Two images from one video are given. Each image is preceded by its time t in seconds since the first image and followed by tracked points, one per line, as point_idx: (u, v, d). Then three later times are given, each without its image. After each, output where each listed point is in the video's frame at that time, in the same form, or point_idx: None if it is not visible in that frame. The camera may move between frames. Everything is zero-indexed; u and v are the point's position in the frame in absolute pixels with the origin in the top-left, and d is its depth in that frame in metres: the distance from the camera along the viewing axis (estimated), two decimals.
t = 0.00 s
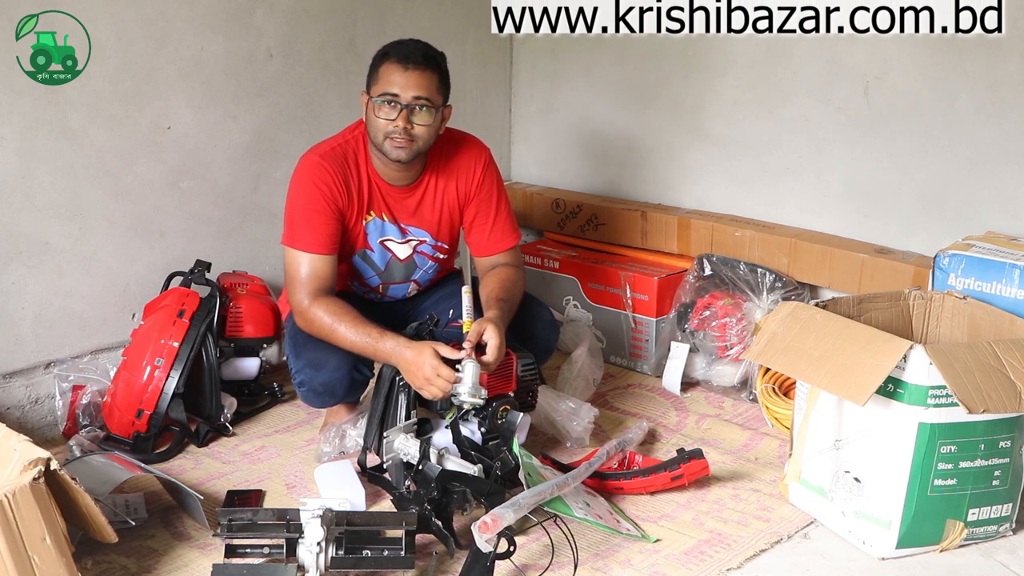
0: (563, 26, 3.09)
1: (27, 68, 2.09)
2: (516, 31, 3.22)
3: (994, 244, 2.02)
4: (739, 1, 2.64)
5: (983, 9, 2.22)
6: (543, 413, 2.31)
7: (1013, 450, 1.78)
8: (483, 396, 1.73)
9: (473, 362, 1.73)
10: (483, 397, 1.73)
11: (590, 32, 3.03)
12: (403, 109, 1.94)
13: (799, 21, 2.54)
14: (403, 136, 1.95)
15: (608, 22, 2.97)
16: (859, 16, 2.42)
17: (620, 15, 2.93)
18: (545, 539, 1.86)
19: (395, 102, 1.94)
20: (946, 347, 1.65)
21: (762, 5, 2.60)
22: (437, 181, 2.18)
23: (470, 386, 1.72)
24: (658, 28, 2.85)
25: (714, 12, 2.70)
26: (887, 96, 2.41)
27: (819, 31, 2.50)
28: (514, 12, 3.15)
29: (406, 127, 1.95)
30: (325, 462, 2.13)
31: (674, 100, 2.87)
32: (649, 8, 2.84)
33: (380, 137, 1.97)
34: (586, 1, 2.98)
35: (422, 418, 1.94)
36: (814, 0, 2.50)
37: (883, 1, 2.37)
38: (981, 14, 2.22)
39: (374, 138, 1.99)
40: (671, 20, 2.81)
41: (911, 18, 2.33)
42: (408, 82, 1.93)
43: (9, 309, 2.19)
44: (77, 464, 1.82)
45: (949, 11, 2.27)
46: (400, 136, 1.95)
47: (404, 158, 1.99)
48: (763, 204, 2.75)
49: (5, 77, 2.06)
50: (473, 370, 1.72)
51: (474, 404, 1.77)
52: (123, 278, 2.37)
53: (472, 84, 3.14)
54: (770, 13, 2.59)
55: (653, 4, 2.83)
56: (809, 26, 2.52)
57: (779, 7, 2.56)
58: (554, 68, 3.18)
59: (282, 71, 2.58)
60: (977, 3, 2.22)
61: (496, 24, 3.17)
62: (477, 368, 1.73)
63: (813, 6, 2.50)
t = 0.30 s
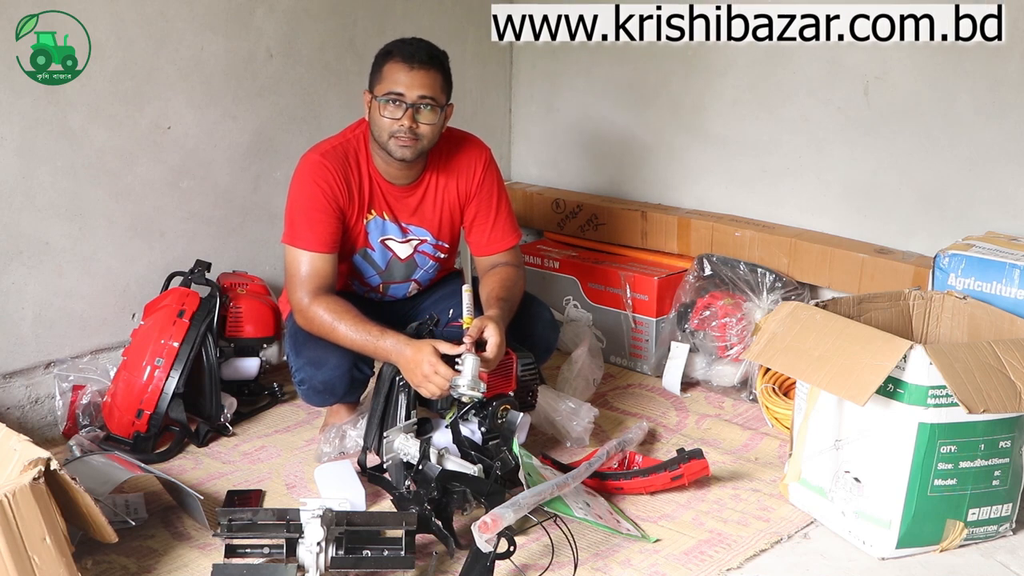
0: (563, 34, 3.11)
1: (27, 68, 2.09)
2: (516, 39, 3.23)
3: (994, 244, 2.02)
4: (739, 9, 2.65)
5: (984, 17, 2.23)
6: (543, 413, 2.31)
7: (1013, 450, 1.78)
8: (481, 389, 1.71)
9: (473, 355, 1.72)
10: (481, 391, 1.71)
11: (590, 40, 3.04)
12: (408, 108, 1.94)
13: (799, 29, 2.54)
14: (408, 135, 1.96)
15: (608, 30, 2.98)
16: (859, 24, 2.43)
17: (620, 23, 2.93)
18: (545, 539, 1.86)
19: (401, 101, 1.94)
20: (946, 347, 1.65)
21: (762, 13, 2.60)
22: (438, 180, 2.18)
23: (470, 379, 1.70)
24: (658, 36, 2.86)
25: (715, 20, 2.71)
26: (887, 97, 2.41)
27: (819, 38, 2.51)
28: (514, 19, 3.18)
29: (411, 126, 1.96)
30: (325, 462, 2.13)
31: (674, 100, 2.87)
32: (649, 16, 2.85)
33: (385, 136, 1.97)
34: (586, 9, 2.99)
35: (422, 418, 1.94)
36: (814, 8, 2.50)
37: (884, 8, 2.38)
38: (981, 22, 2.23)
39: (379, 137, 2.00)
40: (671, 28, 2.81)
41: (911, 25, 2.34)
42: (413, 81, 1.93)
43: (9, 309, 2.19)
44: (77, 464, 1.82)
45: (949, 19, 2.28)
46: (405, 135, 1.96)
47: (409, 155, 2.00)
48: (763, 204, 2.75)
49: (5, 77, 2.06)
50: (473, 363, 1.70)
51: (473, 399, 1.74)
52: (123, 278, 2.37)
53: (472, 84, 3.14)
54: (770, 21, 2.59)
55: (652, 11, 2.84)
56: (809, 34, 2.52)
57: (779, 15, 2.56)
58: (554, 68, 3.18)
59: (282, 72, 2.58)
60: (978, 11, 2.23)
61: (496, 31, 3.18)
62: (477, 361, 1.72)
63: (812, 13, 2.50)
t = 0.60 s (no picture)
0: (563, 41, 3.14)
1: (27, 68, 2.09)
2: (516, 46, 3.27)
3: (994, 244, 2.02)
4: (739, 15, 2.65)
5: (984, 24, 2.23)
6: (543, 413, 2.31)
7: (1013, 450, 1.78)
8: (480, 387, 1.71)
9: (472, 354, 1.72)
10: (480, 389, 1.70)
11: (590, 47, 3.06)
12: (422, 132, 1.91)
13: (799, 36, 2.55)
14: (422, 156, 1.94)
15: (608, 37, 3.00)
16: (859, 31, 2.43)
17: (620, 30, 2.95)
18: (545, 539, 1.86)
19: (415, 125, 1.90)
20: (946, 347, 1.65)
21: (762, 21, 2.61)
22: (440, 181, 2.18)
23: (469, 376, 1.69)
24: (658, 42, 2.87)
25: (714, 27, 2.71)
26: (887, 97, 2.42)
27: (819, 45, 2.52)
28: (514, 26, 3.22)
29: (425, 148, 1.93)
30: (325, 462, 2.13)
31: (674, 100, 2.87)
32: (649, 23, 2.86)
33: (398, 154, 1.96)
34: (586, 17, 3.01)
35: (422, 418, 1.94)
36: (813, 15, 2.51)
37: (884, 15, 2.38)
38: (981, 28, 2.23)
39: (392, 152, 1.97)
40: (671, 35, 2.83)
41: (911, 32, 2.35)
42: (429, 106, 1.88)
43: (9, 309, 2.19)
44: (76, 464, 1.82)
45: (949, 26, 2.28)
46: (418, 156, 1.94)
47: (420, 170, 2.00)
48: (763, 204, 2.75)
49: (5, 77, 2.06)
50: (472, 361, 1.70)
51: (472, 397, 1.74)
52: (123, 278, 2.37)
53: (472, 84, 3.14)
54: (770, 28, 2.60)
55: (652, 18, 2.85)
56: (809, 41, 2.53)
57: (779, 22, 2.58)
58: (554, 68, 3.18)
59: (283, 72, 2.58)
60: (978, 18, 2.24)
61: (496, 38, 3.20)
62: (476, 359, 1.72)
63: (812, 20, 2.51)
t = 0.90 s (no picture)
0: (563, 41, 3.14)
1: (27, 68, 2.09)
2: (516, 46, 3.27)
3: (994, 244, 2.02)
4: (739, 15, 2.65)
5: (984, 24, 2.23)
6: (543, 413, 2.31)
7: (1013, 450, 1.78)
8: (480, 381, 1.71)
9: (472, 348, 1.72)
10: (480, 383, 1.70)
11: (590, 47, 3.07)
12: (429, 140, 1.90)
13: (799, 36, 2.55)
14: (429, 162, 1.95)
15: (608, 37, 3.00)
16: (859, 31, 2.43)
17: (620, 30, 2.95)
18: (545, 539, 1.86)
19: (422, 134, 1.90)
20: (946, 347, 1.65)
21: (762, 21, 2.61)
22: (442, 182, 2.18)
23: (469, 370, 1.69)
24: (658, 42, 2.87)
25: (715, 27, 2.71)
26: (887, 97, 2.42)
27: (819, 45, 2.52)
28: (514, 27, 3.22)
29: (432, 155, 1.94)
30: (325, 462, 2.13)
31: (674, 100, 2.87)
32: (649, 23, 2.86)
33: (406, 161, 1.96)
34: (586, 17, 3.01)
35: (422, 418, 1.94)
36: (814, 15, 2.51)
37: (884, 16, 2.38)
38: (981, 28, 2.23)
39: (399, 158, 1.98)
40: (671, 35, 2.83)
41: (911, 32, 2.35)
42: (437, 115, 1.87)
43: (9, 309, 2.19)
44: (76, 464, 1.82)
45: (949, 26, 2.28)
46: (426, 162, 1.95)
47: (426, 175, 2.01)
48: (763, 204, 2.75)
49: (5, 77, 2.06)
50: (472, 356, 1.70)
51: (471, 391, 1.73)
52: (123, 278, 2.37)
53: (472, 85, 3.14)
54: (770, 28, 2.60)
55: (652, 18, 2.85)
56: (809, 41, 2.53)
57: (779, 22, 2.58)
58: (554, 68, 3.18)
59: (283, 72, 2.58)
60: (978, 18, 2.24)
61: (496, 38, 3.20)
62: (476, 353, 1.72)
63: (813, 20, 2.51)
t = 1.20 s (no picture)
0: (563, 41, 3.14)
1: (27, 68, 2.09)
2: (516, 46, 3.27)
3: (994, 244, 2.02)
4: (739, 16, 2.65)
5: (984, 24, 2.23)
6: (543, 413, 2.31)
7: (1013, 450, 1.78)
8: (484, 388, 1.71)
9: (475, 355, 1.72)
10: (484, 390, 1.71)
11: (590, 47, 3.07)
12: (430, 161, 1.91)
13: (799, 36, 2.55)
14: (430, 181, 1.96)
15: (608, 37, 3.00)
16: (859, 31, 2.43)
17: (620, 30, 2.95)
18: (545, 539, 1.86)
19: (422, 155, 1.90)
20: (946, 347, 1.65)
21: (762, 21, 2.61)
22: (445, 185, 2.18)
23: (472, 378, 1.70)
24: (658, 42, 2.87)
25: (714, 27, 2.71)
26: (887, 97, 2.42)
27: (819, 45, 2.52)
28: (514, 27, 3.22)
29: (433, 174, 1.94)
30: (325, 462, 2.13)
31: (674, 100, 2.87)
32: (649, 23, 2.86)
33: (408, 179, 1.97)
34: (586, 17, 3.01)
35: (422, 418, 1.94)
36: (814, 15, 2.51)
37: (884, 16, 2.38)
38: (981, 28, 2.23)
39: (400, 175, 1.99)
40: (671, 35, 2.83)
41: (911, 32, 2.35)
42: (438, 138, 1.86)
43: (9, 309, 2.19)
44: (76, 464, 1.82)
45: (949, 26, 2.28)
46: (426, 181, 1.96)
47: (427, 192, 2.02)
48: (763, 204, 2.75)
49: (5, 77, 2.06)
50: (475, 362, 1.70)
51: (475, 398, 1.74)
52: (123, 279, 2.37)
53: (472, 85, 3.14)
54: (770, 28, 2.60)
55: (652, 18, 2.85)
56: (809, 41, 2.53)
57: (779, 22, 2.58)
58: (555, 68, 3.18)
59: (283, 72, 2.58)
60: (978, 18, 2.24)
61: (496, 38, 3.20)
62: (478, 360, 1.72)
63: (812, 20, 2.51)
